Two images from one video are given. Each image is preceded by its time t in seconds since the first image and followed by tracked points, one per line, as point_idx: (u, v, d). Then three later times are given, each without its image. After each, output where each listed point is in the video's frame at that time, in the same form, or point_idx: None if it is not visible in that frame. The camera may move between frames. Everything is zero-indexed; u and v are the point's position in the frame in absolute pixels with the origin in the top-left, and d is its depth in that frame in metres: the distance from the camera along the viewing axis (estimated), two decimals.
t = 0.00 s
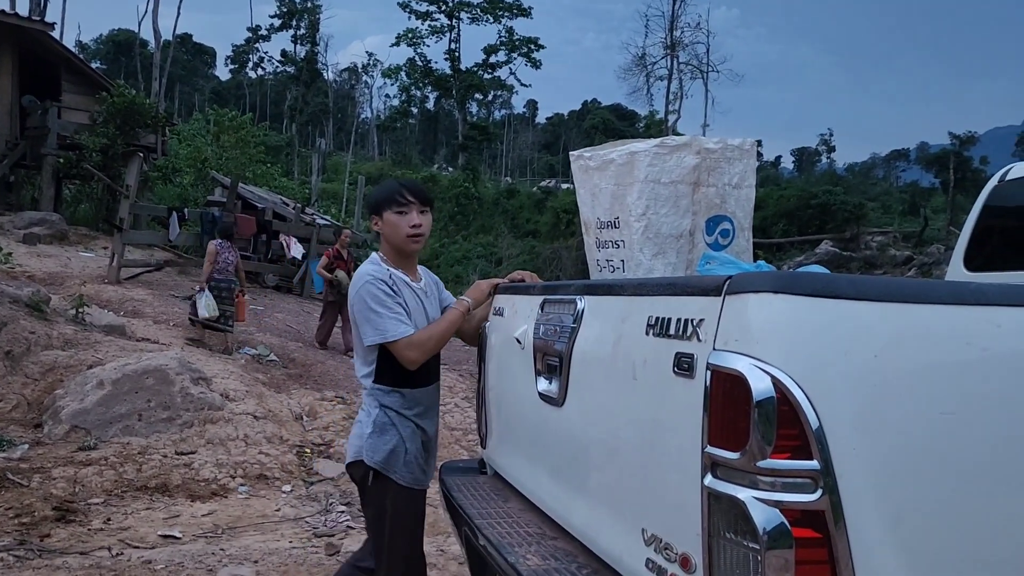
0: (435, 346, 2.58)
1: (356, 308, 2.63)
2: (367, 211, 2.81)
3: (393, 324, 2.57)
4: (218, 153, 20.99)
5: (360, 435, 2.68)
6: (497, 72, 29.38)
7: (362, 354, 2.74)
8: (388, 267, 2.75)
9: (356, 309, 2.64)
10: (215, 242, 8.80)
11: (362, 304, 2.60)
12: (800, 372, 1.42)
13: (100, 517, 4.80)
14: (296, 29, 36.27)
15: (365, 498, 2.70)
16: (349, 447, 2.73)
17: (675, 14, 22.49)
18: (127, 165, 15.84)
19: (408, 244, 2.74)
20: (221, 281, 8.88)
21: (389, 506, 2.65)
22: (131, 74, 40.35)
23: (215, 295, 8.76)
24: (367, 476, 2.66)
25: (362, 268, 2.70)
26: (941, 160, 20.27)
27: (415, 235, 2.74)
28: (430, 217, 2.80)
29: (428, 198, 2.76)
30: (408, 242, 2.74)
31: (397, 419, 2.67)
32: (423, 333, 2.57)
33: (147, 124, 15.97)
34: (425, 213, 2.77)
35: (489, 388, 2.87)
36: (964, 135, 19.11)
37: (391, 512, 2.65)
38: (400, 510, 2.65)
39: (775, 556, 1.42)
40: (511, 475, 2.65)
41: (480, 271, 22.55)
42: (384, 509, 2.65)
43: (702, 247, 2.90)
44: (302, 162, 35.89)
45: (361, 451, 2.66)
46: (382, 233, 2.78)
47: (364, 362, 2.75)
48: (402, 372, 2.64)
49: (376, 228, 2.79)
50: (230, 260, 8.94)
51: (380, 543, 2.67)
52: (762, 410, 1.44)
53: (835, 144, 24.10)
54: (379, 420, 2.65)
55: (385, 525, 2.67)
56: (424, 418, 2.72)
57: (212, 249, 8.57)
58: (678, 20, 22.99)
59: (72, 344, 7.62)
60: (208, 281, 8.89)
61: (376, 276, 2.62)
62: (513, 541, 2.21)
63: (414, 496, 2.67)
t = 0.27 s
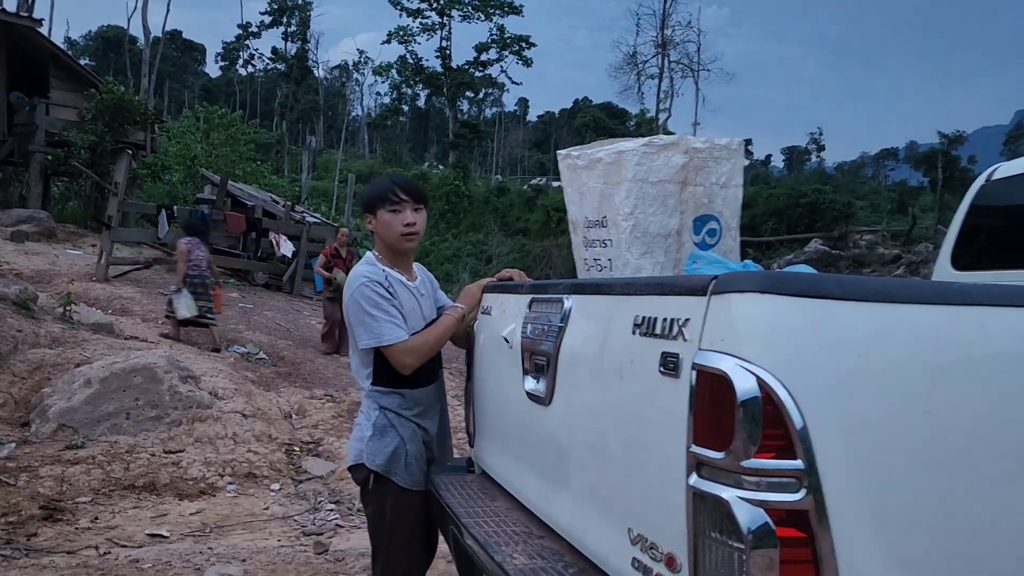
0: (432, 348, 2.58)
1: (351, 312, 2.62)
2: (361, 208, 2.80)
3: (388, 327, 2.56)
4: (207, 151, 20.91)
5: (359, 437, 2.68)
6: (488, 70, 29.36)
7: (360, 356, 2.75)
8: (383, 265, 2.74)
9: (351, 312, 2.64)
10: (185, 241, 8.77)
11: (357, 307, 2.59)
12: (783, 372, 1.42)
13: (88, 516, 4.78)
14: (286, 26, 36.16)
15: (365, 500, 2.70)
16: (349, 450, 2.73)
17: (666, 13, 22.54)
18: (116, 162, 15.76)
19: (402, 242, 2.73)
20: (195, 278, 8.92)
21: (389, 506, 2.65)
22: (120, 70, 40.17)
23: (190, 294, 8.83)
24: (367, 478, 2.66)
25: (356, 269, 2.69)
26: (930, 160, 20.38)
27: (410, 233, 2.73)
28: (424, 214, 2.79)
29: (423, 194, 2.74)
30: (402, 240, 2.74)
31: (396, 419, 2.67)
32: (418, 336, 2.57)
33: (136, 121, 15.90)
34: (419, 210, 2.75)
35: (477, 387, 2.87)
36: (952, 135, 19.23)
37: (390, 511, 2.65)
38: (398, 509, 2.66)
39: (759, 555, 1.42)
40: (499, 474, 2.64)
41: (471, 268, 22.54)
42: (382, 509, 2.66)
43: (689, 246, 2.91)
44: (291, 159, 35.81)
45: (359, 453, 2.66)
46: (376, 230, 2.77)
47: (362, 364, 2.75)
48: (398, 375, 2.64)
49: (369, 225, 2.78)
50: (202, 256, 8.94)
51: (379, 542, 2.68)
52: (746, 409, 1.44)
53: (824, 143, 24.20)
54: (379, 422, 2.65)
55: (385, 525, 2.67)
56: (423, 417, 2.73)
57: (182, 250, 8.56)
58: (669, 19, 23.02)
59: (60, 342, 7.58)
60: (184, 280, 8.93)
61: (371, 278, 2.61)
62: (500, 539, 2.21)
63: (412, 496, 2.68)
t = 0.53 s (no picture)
0: (431, 351, 2.59)
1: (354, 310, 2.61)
2: (364, 202, 2.78)
3: (392, 330, 2.56)
4: (199, 147, 20.83)
5: (354, 436, 2.69)
6: (481, 67, 29.32)
7: (358, 356, 2.75)
8: (385, 264, 2.74)
9: (352, 311, 2.63)
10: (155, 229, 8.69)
11: (361, 308, 2.58)
12: (765, 369, 1.43)
13: (77, 513, 4.77)
14: (278, 22, 36.05)
15: (359, 498, 2.71)
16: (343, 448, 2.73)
17: (660, 11, 22.54)
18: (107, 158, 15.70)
19: (406, 240, 2.74)
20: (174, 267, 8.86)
21: (384, 505, 2.66)
22: (111, 66, 40.00)
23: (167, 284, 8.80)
24: (363, 476, 2.67)
25: (361, 265, 2.69)
26: (921, 159, 20.47)
27: (414, 231, 2.73)
28: (428, 211, 2.79)
29: (426, 193, 2.74)
30: (406, 239, 2.74)
31: (393, 418, 2.68)
32: (421, 337, 2.59)
33: (127, 117, 15.83)
34: (422, 209, 2.75)
35: (466, 383, 2.87)
36: (944, 134, 19.33)
37: (385, 510, 2.66)
38: (394, 508, 2.67)
39: (743, 551, 1.43)
40: (487, 471, 2.65)
41: (463, 266, 22.52)
42: (378, 508, 2.66)
43: (676, 244, 2.92)
44: (284, 156, 35.71)
45: (355, 452, 2.67)
46: (378, 228, 2.76)
47: (360, 364, 2.76)
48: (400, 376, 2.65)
49: (372, 222, 2.77)
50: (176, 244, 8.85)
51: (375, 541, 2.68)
52: (730, 407, 1.44)
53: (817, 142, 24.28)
54: (376, 419, 2.66)
55: (379, 523, 2.67)
56: (420, 415, 2.74)
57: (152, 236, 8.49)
58: (662, 17, 23.03)
59: (49, 339, 7.55)
60: (159, 271, 8.82)
61: (376, 278, 2.60)
62: (488, 536, 2.21)
63: (407, 494, 2.70)
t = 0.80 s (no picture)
0: (428, 348, 2.59)
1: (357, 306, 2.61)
2: (370, 197, 2.78)
3: (395, 326, 2.56)
4: (195, 142, 20.78)
5: (355, 431, 2.69)
6: (477, 64, 29.28)
7: (361, 351, 2.75)
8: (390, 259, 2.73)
9: (357, 307, 2.63)
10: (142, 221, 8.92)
11: (365, 304, 2.58)
12: (760, 364, 1.43)
13: (72, 509, 4.76)
14: (275, 17, 35.97)
15: (359, 492, 2.72)
16: (345, 442, 2.74)
17: (656, 8, 22.52)
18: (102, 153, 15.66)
19: (413, 235, 2.73)
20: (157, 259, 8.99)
21: (382, 501, 2.66)
22: (106, 61, 39.89)
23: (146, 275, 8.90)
24: (362, 471, 2.67)
25: (366, 261, 2.68)
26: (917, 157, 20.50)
27: (420, 226, 2.73)
28: (435, 207, 2.79)
29: (433, 187, 2.74)
30: (412, 233, 2.73)
31: (394, 414, 2.68)
32: (423, 334, 2.58)
33: (122, 112, 15.79)
34: (429, 204, 2.75)
35: (462, 379, 2.86)
36: (939, 132, 19.37)
37: (384, 506, 2.67)
38: (392, 504, 2.68)
39: (737, 547, 1.43)
40: (483, 466, 2.66)
41: (459, 262, 22.52)
42: (377, 504, 2.67)
43: (672, 241, 2.92)
44: (279, 152, 35.65)
45: (356, 448, 2.67)
46: (384, 222, 2.76)
47: (362, 359, 2.76)
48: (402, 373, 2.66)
49: (378, 216, 2.77)
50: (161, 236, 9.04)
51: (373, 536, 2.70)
52: (725, 403, 1.45)
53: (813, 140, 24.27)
54: (376, 415, 2.67)
55: (377, 518, 2.68)
56: (420, 412, 2.74)
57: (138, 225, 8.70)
58: (660, 14, 23.04)
59: (44, 334, 7.54)
60: (144, 262, 8.99)
61: (380, 274, 2.60)
62: (483, 531, 2.21)
63: (407, 491, 2.70)
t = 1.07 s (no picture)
0: (447, 324, 2.56)
1: (361, 297, 2.61)
2: (361, 191, 2.77)
3: (406, 306, 2.55)
4: (195, 137, 20.76)
5: (358, 426, 2.70)
6: (477, 59, 29.26)
7: (365, 342, 2.75)
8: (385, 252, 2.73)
9: (360, 298, 2.63)
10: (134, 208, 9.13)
11: (368, 294, 2.58)
12: (763, 360, 1.43)
13: (71, 503, 4.77)
14: (275, 13, 35.93)
15: (363, 488, 2.73)
16: (349, 438, 2.75)
17: (657, 4, 22.49)
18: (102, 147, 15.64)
19: (407, 228, 2.74)
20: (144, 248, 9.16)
21: (386, 497, 2.67)
22: (106, 55, 39.87)
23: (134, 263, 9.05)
24: (366, 467, 2.68)
25: (361, 254, 2.68)
26: (918, 154, 20.49)
27: (414, 219, 2.73)
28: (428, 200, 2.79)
29: (426, 179, 2.74)
30: (406, 227, 2.73)
31: (396, 410, 2.68)
32: (433, 310, 2.56)
33: (122, 106, 15.76)
34: (422, 197, 2.75)
35: (463, 375, 2.86)
36: (940, 130, 19.36)
37: (387, 502, 2.67)
38: (396, 501, 2.68)
39: (738, 543, 1.43)
40: (483, 463, 2.65)
41: (459, 258, 22.52)
42: (380, 500, 2.68)
43: (673, 237, 2.92)
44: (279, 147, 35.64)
45: (360, 444, 2.68)
46: (377, 217, 2.75)
47: (367, 352, 2.76)
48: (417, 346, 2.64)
49: (370, 211, 2.76)
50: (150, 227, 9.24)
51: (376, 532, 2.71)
52: (727, 399, 1.45)
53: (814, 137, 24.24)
54: (378, 412, 2.67)
55: (381, 512, 2.69)
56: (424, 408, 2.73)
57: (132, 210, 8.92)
58: (660, 10, 23.02)
59: (44, 328, 7.54)
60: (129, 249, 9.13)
61: (379, 263, 2.61)
62: (483, 527, 2.21)
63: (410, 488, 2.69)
